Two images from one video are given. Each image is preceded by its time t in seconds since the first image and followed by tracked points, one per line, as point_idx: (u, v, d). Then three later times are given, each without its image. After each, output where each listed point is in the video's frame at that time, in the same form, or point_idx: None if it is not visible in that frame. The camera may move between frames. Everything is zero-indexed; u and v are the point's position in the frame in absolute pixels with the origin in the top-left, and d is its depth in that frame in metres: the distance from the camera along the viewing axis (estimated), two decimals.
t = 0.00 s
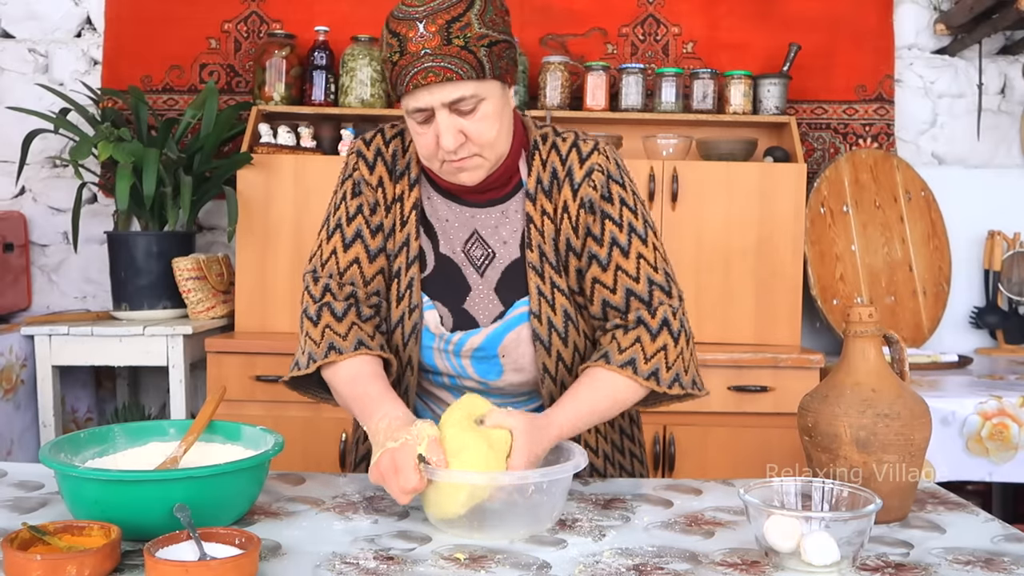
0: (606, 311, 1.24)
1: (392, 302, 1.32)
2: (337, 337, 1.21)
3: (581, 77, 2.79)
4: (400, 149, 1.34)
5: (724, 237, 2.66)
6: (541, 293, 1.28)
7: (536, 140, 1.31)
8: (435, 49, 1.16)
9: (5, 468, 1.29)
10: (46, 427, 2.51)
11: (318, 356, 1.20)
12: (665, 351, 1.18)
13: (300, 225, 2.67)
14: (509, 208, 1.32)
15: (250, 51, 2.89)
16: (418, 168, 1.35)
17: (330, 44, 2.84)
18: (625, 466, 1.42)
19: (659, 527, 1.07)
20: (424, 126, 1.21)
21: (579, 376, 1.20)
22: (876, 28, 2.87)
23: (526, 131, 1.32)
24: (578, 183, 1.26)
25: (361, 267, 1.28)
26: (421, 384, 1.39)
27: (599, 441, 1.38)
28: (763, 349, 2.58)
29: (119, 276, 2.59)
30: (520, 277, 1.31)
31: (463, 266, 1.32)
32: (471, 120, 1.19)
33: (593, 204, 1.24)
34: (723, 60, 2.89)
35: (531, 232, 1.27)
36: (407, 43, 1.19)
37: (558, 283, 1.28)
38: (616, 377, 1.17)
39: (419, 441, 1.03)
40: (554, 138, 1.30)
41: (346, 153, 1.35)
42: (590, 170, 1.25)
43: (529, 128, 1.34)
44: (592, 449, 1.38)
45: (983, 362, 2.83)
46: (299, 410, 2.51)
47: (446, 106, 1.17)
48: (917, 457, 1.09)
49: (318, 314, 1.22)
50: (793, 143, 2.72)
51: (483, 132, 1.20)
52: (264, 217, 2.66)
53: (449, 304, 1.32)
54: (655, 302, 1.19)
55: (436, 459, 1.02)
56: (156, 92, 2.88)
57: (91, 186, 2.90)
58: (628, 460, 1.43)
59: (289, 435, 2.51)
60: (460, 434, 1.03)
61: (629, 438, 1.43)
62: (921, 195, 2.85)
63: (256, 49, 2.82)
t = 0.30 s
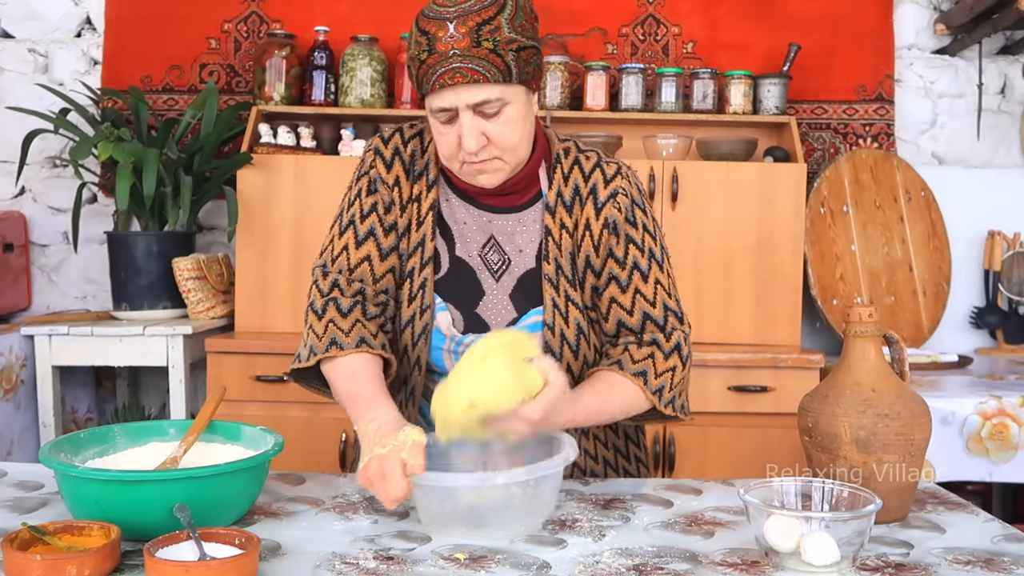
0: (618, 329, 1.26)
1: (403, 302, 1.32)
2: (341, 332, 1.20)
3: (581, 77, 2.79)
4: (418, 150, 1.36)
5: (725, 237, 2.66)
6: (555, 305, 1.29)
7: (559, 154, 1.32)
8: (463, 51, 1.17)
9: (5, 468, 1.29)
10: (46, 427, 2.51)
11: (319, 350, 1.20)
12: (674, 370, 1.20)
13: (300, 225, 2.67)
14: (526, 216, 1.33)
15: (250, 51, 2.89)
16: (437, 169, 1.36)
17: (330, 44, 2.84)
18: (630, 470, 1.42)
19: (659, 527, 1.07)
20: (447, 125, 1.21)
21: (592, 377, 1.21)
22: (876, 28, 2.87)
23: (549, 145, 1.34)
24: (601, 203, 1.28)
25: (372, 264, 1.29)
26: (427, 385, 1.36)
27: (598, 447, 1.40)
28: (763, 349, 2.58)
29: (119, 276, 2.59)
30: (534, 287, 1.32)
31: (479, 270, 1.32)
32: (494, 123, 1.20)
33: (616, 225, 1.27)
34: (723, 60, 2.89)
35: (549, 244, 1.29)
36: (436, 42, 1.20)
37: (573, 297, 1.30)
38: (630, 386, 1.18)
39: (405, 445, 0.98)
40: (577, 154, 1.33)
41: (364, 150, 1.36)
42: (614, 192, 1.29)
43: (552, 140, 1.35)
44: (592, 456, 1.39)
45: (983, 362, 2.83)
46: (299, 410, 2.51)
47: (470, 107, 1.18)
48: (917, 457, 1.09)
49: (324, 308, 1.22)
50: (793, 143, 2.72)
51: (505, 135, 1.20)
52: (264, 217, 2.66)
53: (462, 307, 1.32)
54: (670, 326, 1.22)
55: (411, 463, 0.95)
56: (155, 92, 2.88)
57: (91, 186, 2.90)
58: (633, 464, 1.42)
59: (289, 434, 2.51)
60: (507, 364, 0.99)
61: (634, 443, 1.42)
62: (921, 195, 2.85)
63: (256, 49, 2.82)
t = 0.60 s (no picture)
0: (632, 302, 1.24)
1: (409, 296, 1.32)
2: (334, 301, 1.20)
3: (581, 77, 2.79)
4: (426, 147, 1.37)
5: (725, 237, 2.66)
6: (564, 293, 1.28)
7: (568, 147, 1.34)
8: (487, 38, 1.21)
9: (6, 468, 1.29)
10: (46, 427, 2.51)
11: (316, 321, 1.19)
12: (699, 322, 1.18)
13: (300, 226, 2.67)
14: (537, 208, 1.34)
15: (250, 51, 2.89)
16: (444, 166, 1.37)
17: (330, 44, 2.85)
18: (636, 469, 1.43)
19: (660, 527, 1.07)
20: (465, 115, 1.24)
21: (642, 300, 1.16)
22: (876, 28, 2.87)
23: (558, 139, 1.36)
24: (611, 188, 1.31)
25: (366, 257, 1.29)
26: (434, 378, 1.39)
27: (611, 444, 1.38)
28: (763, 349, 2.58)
29: (119, 276, 2.59)
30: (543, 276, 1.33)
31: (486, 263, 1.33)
32: (512, 112, 1.22)
33: (628, 208, 1.29)
34: (723, 60, 2.90)
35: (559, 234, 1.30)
36: (459, 30, 1.24)
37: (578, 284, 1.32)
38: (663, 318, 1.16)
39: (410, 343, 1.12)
40: (586, 148, 1.35)
41: (371, 149, 1.38)
42: (624, 177, 1.31)
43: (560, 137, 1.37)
44: (606, 454, 1.38)
45: (983, 362, 2.83)
46: (299, 410, 2.52)
47: (490, 95, 1.21)
48: (917, 457, 1.09)
49: (316, 289, 1.22)
50: (793, 143, 2.72)
51: (522, 125, 1.22)
52: (264, 217, 2.66)
53: (470, 299, 1.33)
54: (688, 292, 1.21)
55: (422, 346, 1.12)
56: (155, 92, 2.88)
57: (91, 186, 2.90)
58: (637, 464, 1.43)
59: (289, 435, 2.51)
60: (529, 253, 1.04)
61: (638, 442, 1.44)
62: (921, 195, 2.85)
63: (256, 49, 2.82)
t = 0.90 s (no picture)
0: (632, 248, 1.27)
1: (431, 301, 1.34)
2: (363, 322, 1.23)
3: (581, 77, 2.79)
4: (419, 148, 1.37)
5: (725, 237, 2.66)
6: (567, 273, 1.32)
7: (558, 133, 1.37)
8: (490, 18, 1.22)
9: (6, 468, 1.29)
10: (46, 427, 2.51)
11: (354, 347, 1.22)
12: (695, 235, 1.19)
13: (301, 224, 2.67)
14: (537, 192, 1.35)
15: (250, 51, 2.89)
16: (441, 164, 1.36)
17: (330, 44, 2.85)
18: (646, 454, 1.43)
19: (659, 527, 1.07)
20: (467, 95, 1.25)
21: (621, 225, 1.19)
22: (876, 28, 2.87)
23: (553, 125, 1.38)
24: (593, 157, 1.34)
25: (382, 271, 1.30)
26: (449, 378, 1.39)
27: (626, 426, 1.39)
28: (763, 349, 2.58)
29: (119, 276, 2.59)
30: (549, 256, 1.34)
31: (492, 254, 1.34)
32: (513, 93, 1.23)
33: (611, 168, 1.32)
34: (723, 60, 2.90)
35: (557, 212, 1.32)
36: (462, 12, 1.25)
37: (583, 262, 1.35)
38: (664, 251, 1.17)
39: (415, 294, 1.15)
40: (574, 130, 1.38)
41: (364, 159, 1.39)
42: (606, 143, 1.35)
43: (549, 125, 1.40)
44: (620, 435, 1.38)
45: (983, 362, 2.83)
46: (299, 410, 2.52)
47: (493, 75, 1.22)
48: (917, 457, 1.09)
49: (340, 316, 1.25)
50: (793, 143, 2.71)
51: (523, 107, 1.23)
52: (264, 216, 2.66)
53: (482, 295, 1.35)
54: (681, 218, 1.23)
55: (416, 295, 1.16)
56: (156, 92, 2.88)
57: (91, 186, 2.90)
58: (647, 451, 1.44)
59: (289, 435, 2.51)
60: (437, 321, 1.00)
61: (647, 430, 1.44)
62: (921, 195, 2.85)
63: (256, 49, 2.82)
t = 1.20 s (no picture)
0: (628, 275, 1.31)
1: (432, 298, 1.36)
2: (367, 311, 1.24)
3: (581, 77, 2.79)
4: (423, 152, 1.38)
5: (725, 237, 2.66)
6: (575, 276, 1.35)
7: (563, 133, 1.38)
8: (493, 14, 1.23)
9: (5, 468, 1.29)
10: (46, 428, 2.51)
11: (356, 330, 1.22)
12: (687, 294, 1.25)
13: (301, 225, 2.67)
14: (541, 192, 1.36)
15: (250, 51, 2.89)
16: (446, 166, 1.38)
17: (330, 44, 2.85)
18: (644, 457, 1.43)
19: (659, 527, 1.07)
20: (468, 91, 1.24)
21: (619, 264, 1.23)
22: (875, 28, 2.87)
23: (554, 125, 1.40)
24: (609, 168, 1.35)
25: (388, 269, 1.31)
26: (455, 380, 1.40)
27: (626, 429, 1.39)
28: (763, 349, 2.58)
29: (119, 276, 2.59)
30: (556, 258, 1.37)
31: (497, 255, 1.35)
32: (515, 89, 1.23)
33: (626, 185, 1.34)
34: (723, 60, 2.90)
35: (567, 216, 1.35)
36: (464, 8, 1.25)
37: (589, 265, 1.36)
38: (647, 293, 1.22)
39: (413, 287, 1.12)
40: (578, 132, 1.39)
41: (366, 161, 1.40)
42: (620, 156, 1.36)
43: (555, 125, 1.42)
44: (621, 439, 1.38)
45: (983, 362, 2.83)
46: (299, 410, 2.52)
47: (495, 71, 1.21)
48: (917, 457, 1.09)
49: (343, 306, 1.26)
50: (793, 143, 2.72)
51: (525, 102, 1.23)
52: (264, 217, 2.66)
53: (488, 297, 1.36)
54: (681, 266, 1.28)
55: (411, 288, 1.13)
56: (155, 92, 2.88)
57: (91, 186, 2.90)
58: (647, 454, 1.44)
59: (289, 435, 2.51)
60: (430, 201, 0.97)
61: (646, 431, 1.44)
62: (921, 195, 2.85)
63: (257, 49, 2.82)
